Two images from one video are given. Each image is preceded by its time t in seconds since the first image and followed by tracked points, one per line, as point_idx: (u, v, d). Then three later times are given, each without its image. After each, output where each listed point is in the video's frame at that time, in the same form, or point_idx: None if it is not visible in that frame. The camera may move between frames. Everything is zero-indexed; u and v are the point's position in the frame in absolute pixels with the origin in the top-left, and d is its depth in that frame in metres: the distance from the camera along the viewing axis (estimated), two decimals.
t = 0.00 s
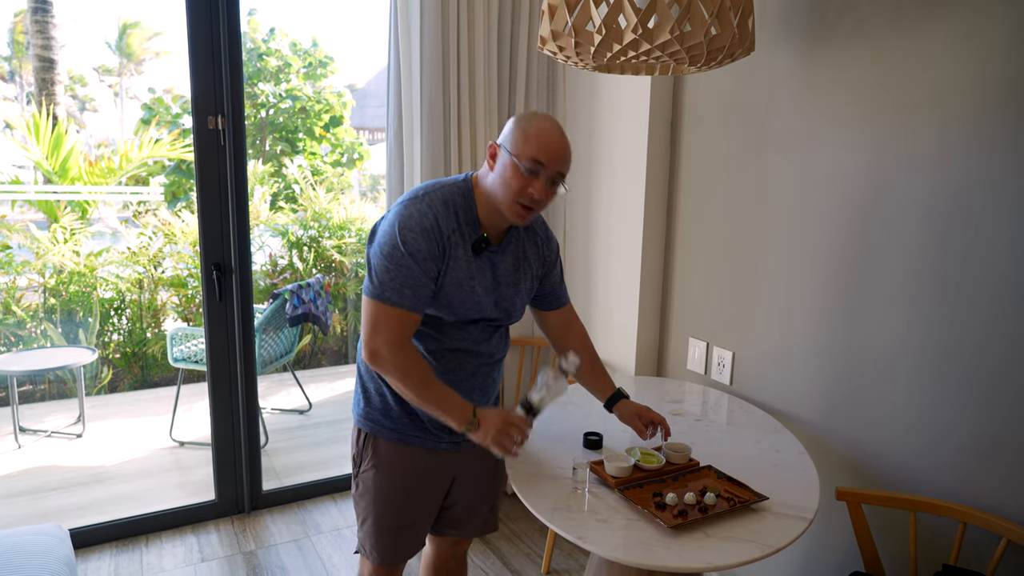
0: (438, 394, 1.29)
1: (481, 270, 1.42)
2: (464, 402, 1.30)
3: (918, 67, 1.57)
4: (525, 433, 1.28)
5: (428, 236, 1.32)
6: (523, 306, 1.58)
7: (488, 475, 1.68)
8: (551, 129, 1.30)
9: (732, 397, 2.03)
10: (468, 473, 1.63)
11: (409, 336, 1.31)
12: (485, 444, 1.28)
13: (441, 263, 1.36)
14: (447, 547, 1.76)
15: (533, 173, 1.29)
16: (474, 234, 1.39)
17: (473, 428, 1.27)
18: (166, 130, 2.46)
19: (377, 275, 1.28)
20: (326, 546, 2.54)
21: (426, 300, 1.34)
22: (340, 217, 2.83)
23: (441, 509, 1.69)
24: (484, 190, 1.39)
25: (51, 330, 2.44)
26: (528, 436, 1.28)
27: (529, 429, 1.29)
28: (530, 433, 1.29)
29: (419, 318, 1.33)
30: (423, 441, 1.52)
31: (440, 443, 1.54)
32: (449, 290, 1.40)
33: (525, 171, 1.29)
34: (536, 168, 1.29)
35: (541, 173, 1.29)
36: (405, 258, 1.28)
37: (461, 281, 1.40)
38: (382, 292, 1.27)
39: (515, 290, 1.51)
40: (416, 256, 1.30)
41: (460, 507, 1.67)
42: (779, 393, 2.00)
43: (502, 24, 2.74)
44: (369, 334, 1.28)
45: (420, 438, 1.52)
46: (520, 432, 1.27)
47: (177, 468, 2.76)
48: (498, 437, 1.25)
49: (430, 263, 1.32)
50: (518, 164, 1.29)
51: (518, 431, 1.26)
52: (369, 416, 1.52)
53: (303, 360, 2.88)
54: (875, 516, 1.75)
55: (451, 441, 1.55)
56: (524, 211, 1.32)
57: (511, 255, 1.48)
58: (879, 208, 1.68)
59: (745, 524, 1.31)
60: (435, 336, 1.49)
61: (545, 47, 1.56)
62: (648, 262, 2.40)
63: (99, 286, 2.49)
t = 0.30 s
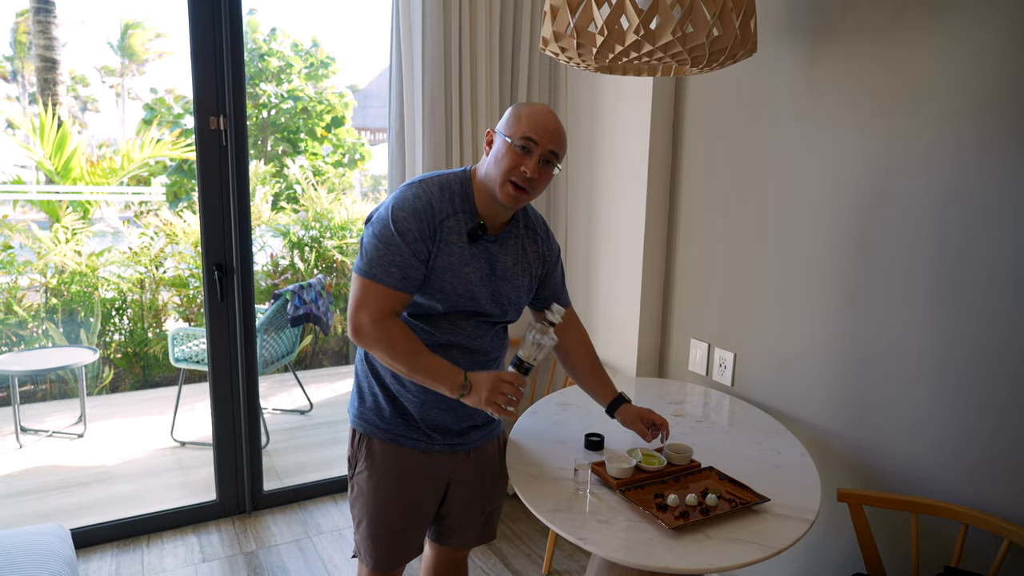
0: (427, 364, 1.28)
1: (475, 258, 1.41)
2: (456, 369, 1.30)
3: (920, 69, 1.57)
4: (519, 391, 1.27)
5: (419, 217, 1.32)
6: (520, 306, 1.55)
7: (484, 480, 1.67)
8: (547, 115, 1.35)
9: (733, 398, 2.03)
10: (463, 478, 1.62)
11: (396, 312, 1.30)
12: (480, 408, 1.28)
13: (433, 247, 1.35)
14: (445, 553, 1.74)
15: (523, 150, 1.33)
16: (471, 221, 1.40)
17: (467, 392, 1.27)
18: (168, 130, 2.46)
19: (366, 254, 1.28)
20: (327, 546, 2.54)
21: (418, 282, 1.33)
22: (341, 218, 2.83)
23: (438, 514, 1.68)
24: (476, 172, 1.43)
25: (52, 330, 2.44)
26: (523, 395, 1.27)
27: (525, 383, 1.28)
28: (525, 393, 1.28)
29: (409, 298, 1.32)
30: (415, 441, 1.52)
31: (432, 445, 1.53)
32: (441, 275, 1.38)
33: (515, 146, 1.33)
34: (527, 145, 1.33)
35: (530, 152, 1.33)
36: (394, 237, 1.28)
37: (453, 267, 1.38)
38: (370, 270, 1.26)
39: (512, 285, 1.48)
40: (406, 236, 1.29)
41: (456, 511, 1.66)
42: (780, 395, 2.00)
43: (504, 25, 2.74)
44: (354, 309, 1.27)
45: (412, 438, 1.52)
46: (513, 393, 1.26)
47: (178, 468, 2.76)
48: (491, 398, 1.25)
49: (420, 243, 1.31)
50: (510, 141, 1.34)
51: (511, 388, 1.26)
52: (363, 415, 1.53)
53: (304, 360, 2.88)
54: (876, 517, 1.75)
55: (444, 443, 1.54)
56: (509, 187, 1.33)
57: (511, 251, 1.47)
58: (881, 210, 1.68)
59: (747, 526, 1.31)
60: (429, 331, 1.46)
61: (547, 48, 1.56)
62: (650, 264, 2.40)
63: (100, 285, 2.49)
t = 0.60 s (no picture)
0: (408, 354, 1.28)
1: (464, 255, 1.40)
2: (438, 358, 1.30)
3: (919, 71, 1.57)
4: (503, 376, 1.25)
5: (402, 212, 1.32)
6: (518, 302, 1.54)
7: (485, 485, 1.66)
8: (538, 116, 1.34)
9: (733, 400, 2.03)
10: (464, 484, 1.61)
11: (378, 307, 1.30)
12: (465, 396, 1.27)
13: (418, 243, 1.35)
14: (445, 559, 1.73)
15: (518, 155, 1.32)
16: (460, 217, 1.40)
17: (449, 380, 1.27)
18: (168, 131, 2.46)
19: (349, 251, 1.28)
20: (327, 548, 2.54)
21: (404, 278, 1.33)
22: (342, 219, 2.84)
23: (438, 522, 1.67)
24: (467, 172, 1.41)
25: (53, 331, 2.44)
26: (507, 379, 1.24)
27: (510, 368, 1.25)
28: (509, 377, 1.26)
29: (392, 294, 1.32)
30: (415, 449, 1.51)
31: (433, 453, 1.52)
32: (430, 272, 1.37)
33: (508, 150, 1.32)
34: (521, 149, 1.32)
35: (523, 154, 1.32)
36: (376, 233, 1.29)
37: (441, 263, 1.38)
38: (351, 266, 1.27)
39: (507, 279, 1.47)
40: (389, 232, 1.30)
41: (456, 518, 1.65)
42: (781, 397, 2.00)
43: (504, 26, 2.74)
44: (335, 304, 1.28)
45: (413, 446, 1.51)
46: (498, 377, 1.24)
47: (178, 470, 2.76)
48: (472, 383, 1.23)
49: (403, 239, 1.31)
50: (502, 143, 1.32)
51: (493, 373, 1.23)
52: (362, 427, 1.52)
53: (304, 361, 2.89)
54: (876, 520, 1.75)
55: (444, 451, 1.53)
56: (507, 192, 1.33)
57: (502, 245, 1.47)
58: (881, 212, 1.68)
59: (747, 528, 1.31)
60: (423, 332, 1.43)
61: (547, 49, 1.56)
62: (650, 265, 2.40)
63: (100, 287, 2.49)
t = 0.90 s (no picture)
0: (374, 355, 1.25)
1: (437, 249, 1.33)
2: (406, 358, 1.28)
3: (920, 70, 1.57)
4: (471, 379, 1.23)
5: (366, 208, 1.27)
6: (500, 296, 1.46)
7: (484, 490, 1.59)
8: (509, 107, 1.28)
9: (733, 398, 2.03)
10: (462, 489, 1.54)
11: (345, 306, 1.26)
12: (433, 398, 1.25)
13: (386, 239, 1.29)
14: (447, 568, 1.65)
15: (492, 148, 1.25)
16: (430, 210, 1.33)
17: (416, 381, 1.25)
18: (168, 129, 2.46)
19: (314, 251, 1.24)
20: (327, 546, 2.54)
21: (371, 275, 1.28)
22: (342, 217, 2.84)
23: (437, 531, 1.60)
24: (438, 170, 1.32)
25: (53, 329, 2.44)
26: (474, 384, 1.23)
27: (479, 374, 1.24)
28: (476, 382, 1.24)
29: (360, 293, 1.28)
30: (408, 458, 1.43)
31: (427, 460, 1.45)
32: (400, 267, 1.31)
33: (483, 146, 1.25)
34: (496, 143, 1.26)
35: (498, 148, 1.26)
36: (340, 230, 1.24)
37: (413, 257, 1.31)
38: (315, 265, 1.23)
39: (483, 272, 1.40)
40: (354, 229, 1.24)
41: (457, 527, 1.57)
42: (781, 395, 2.00)
43: (504, 24, 2.74)
44: (301, 305, 1.25)
45: (407, 455, 1.43)
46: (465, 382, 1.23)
47: (178, 468, 2.77)
48: (439, 386, 1.22)
49: (368, 235, 1.26)
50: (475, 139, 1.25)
51: (460, 376, 1.22)
52: (351, 440, 1.45)
53: (305, 360, 2.92)
54: (876, 518, 1.75)
55: (438, 458, 1.46)
56: (488, 187, 1.27)
57: (477, 236, 1.40)
58: (881, 211, 1.68)
59: (747, 526, 1.31)
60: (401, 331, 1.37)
61: (548, 47, 1.56)
62: (650, 264, 2.40)
63: (101, 285, 2.49)
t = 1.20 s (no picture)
0: (335, 365, 1.15)
1: (406, 255, 1.25)
2: (370, 368, 1.16)
3: (920, 74, 1.58)
4: (435, 392, 1.11)
5: (329, 212, 1.20)
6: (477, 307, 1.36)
7: (469, 510, 1.44)
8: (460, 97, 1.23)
9: (734, 402, 2.03)
10: (444, 509, 1.40)
11: (308, 315, 1.19)
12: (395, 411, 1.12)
13: (351, 245, 1.22)
14: None
15: (450, 141, 1.21)
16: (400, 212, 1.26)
17: (377, 394, 1.12)
18: (170, 132, 2.46)
19: (275, 257, 1.18)
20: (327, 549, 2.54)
21: (334, 283, 1.20)
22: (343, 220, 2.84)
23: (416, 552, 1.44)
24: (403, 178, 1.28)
25: (54, 332, 2.44)
26: (437, 397, 1.11)
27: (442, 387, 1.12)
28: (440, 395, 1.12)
29: (325, 301, 1.20)
30: (378, 476, 1.31)
31: (400, 479, 1.32)
32: (365, 274, 1.22)
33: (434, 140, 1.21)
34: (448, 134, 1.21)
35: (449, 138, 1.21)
36: (302, 235, 1.17)
37: (380, 264, 1.23)
38: (276, 271, 1.16)
39: (458, 281, 1.30)
40: (316, 234, 1.18)
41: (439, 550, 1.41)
42: (782, 399, 2.00)
43: (505, 27, 2.75)
44: (263, 313, 1.17)
45: (378, 472, 1.31)
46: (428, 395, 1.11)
47: (179, 471, 2.76)
48: (400, 399, 1.09)
49: (330, 240, 1.18)
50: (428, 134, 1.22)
51: (422, 388, 1.10)
52: (320, 455, 1.32)
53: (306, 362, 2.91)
54: (876, 522, 1.75)
55: (411, 475, 1.33)
56: (449, 183, 1.21)
57: (452, 244, 1.30)
58: (882, 215, 1.68)
59: (748, 531, 1.31)
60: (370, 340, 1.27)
61: (548, 51, 1.56)
62: (650, 267, 2.40)
63: (102, 287, 2.49)
